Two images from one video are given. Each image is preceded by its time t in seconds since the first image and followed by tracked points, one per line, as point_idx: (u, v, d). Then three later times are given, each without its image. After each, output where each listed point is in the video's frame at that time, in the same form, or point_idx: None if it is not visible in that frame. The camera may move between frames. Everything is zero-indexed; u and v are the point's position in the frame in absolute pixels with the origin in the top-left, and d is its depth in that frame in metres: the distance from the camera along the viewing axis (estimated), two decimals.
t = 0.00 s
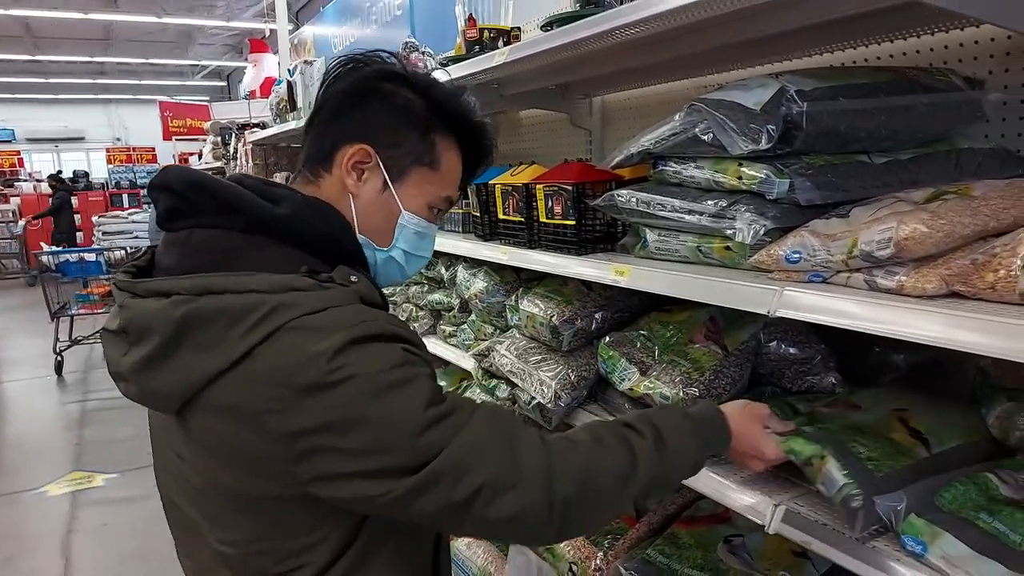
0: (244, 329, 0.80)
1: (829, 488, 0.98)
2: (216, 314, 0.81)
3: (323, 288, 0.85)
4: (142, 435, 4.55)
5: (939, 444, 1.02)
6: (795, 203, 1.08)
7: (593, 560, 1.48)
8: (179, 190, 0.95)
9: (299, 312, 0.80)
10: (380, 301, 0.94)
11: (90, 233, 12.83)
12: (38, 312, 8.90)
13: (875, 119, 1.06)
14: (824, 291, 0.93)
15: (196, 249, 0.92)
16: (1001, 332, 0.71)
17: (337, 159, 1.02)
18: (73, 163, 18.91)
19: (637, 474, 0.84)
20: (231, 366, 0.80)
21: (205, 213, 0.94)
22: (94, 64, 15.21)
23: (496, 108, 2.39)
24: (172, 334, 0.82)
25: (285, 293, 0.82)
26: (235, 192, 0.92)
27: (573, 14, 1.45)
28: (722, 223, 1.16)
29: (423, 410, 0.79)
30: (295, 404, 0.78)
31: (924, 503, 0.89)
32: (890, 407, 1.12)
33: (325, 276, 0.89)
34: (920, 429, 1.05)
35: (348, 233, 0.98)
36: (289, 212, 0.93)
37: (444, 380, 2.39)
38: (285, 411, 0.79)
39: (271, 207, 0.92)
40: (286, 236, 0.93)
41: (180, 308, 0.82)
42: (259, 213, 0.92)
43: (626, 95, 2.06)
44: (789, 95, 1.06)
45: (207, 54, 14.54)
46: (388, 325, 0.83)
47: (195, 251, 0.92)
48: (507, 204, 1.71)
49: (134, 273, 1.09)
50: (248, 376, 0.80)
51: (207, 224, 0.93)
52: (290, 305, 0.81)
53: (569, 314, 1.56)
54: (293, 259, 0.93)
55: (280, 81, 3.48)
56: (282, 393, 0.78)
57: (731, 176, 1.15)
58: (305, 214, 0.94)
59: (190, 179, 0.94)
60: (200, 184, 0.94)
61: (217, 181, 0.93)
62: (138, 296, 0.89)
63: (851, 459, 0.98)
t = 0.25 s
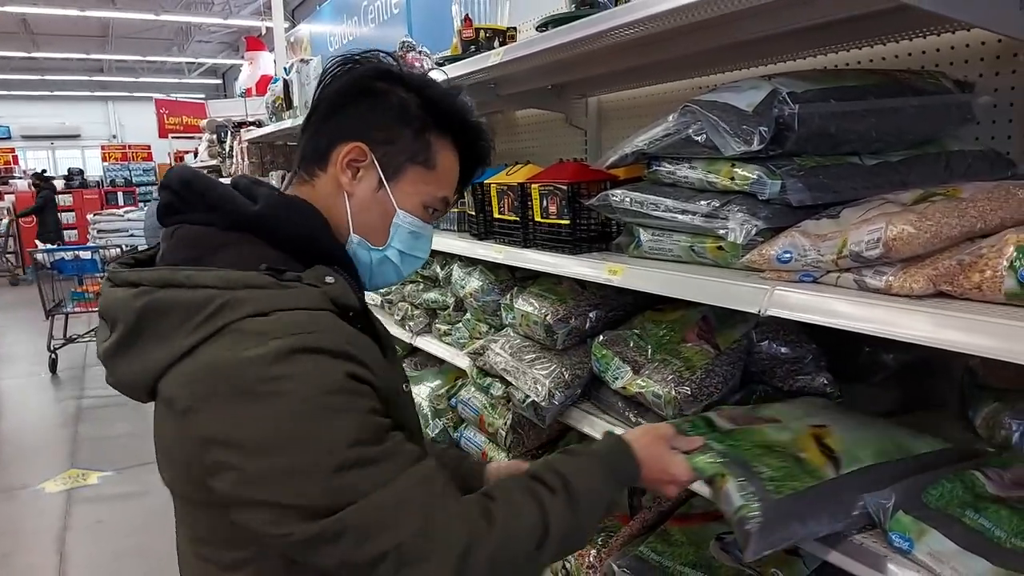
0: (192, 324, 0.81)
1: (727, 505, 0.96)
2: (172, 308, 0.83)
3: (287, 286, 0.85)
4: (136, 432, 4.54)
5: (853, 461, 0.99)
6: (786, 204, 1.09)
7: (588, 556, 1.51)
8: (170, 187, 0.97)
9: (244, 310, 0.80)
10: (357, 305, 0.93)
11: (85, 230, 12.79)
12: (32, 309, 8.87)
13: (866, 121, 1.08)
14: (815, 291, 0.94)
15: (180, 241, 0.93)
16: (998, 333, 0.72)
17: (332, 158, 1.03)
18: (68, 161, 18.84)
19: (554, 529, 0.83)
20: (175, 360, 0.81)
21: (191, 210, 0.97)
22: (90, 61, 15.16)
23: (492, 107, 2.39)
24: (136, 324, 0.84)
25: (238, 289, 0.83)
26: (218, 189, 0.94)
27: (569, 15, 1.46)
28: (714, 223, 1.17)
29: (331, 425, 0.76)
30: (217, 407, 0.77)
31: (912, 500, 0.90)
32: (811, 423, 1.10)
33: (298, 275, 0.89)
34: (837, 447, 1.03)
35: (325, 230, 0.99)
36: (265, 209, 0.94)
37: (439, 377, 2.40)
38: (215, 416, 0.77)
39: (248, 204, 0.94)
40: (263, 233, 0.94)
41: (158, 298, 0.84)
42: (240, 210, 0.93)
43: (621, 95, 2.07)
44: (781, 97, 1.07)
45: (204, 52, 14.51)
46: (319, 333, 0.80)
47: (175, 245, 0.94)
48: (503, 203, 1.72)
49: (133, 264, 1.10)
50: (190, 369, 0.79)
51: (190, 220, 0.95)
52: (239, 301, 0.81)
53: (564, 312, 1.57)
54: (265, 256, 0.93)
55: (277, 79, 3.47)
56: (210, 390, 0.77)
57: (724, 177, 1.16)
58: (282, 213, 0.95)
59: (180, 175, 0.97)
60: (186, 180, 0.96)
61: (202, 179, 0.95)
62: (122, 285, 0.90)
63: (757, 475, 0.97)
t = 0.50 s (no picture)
0: (156, 317, 0.89)
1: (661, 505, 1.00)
2: (149, 299, 0.92)
3: (248, 283, 0.91)
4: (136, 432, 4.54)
5: (791, 476, 1.00)
6: (783, 204, 1.11)
7: (586, 553, 1.51)
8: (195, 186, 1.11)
9: (194, 305, 0.86)
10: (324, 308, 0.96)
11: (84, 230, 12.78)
12: (32, 308, 8.87)
13: (862, 122, 1.08)
14: (810, 291, 0.95)
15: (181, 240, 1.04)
16: (997, 334, 0.72)
17: (328, 151, 1.04)
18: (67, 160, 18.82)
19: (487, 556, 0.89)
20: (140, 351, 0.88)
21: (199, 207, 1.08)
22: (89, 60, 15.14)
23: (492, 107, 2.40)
24: (125, 312, 0.95)
25: (195, 285, 0.89)
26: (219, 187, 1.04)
27: (569, 16, 1.47)
28: (711, 223, 1.18)
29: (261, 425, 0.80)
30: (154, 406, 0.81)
31: (905, 497, 0.91)
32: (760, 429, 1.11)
33: (264, 273, 0.94)
34: (778, 457, 1.03)
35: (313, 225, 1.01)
36: (241, 206, 0.99)
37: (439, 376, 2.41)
38: (156, 413, 0.81)
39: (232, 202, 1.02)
40: (237, 230, 1.01)
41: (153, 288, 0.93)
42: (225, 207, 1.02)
43: (621, 95, 2.07)
44: (778, 99, 1.08)
45: (203, 51, 14.49)
46: (258, 333, 0.85)
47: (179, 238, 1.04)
48: (502, 203, 1.73)
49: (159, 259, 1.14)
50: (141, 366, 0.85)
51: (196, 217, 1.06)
52: (194, 298, 0.87)
53: (563, 312, 1.58)
54: (236, 252, 0.99)
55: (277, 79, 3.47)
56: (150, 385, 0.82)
57: (721, 178, 1.17)
58: (258, 208, 0.99)
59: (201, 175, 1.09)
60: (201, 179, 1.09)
61: (213, 179, 1.07)
62: (125, 280, 0.99)
63: (691, 486, 0.98)
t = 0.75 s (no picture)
0: (171, 326, 0.90)
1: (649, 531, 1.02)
2: (162, 309, 0.93)
3: (262, 288, 0.91)
4: (138, 432, 4.56)
5: (781, 479, 1.01)
6: (781, 204, 1.12)
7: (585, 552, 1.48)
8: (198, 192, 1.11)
9: (208, 313, 0.87)
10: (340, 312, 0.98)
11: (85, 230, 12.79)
12: (34, 309, 8.89)
13: (860, 123, 1.09)
14: (808, 290, 0.96)
15: (189, 244, 1.04)
16: (997, 332, 0.73)
17: (327, 152, 1.06)
18: (67, 160, 18.83)
19: None
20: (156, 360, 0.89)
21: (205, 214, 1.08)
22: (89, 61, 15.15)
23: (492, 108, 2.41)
24: (140, 324, 0.96)
25: (208, 293, 0.90)
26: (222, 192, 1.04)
27: (568, 17, 1.48)
28: (710, 223, 1.19)
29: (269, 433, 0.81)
30: (166, 415, 0.83)
31: (902, 494, 0.93)
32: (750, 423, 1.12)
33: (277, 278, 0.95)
34: (768, 458, 1.05)
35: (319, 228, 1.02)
36: (250, 209, 1.00)
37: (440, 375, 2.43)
38: (167, 422, 0.82)
39: (239, 205, 1.02)
40: (248, 234, 1.02)
41: (164, 296, 0.94)
42: (232, 212, 1.02)
43: (620, 95, 2.08)
44: (776, 99, 1.09)
45: (203, 51, 14.50)
46: (270, 342, 0.86)
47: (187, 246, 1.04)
48: (502, 203, 1.74)
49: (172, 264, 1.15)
50: (155, 373, 0.86)
51: (203, 224, 1.07)
52: (207, 305, 0.88)
53: (563, 311, 1.59)
54: (248, 257, 0.99)
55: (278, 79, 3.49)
56: (163, 393, 0.83)
57: (720, 178, 1.18)
58: (269, 212, 0.99)
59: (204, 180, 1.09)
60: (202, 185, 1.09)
61: (213, 182, 1.06)
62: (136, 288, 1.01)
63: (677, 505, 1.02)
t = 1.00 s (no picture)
0: (226, 335, 0.86)
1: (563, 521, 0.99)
2: (207, 318, 0.89)
3: (322, 297, 0.87)
4: (137, 432, 4.57)
5: (699, 477, 0.96)
6: (776, 206, 1.13)
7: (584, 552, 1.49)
8: (223, 190, 1.05)
9: (274, 326, 0.83)
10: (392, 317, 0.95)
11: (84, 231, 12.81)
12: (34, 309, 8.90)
13: (855, 126, 1.11)
14: (802, 291, 0.98)
15: (219, 247, 0.99)
16: (989, 332, 0.74)
17: (366, 155, 1.05)
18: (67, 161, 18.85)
19: None
20: (212, 369, 0.86)
21: (236, 215, 1.03)
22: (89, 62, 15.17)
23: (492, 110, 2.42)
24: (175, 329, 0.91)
25: (267, 303, 0.86)
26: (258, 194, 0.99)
27: (567, 20, 1.49)
28: (708, 224, 1.20)
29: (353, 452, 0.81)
30: (241, 430, 0.82)
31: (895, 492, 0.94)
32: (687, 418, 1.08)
33: (334, 286, 0.92)
34: (693, 454, 1.00)
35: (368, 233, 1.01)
36: (298, 215, 0.95)
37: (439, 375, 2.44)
38: (239, 437, 0.82)
39: (286, 211, 0.97)
40: (294, 241, 0.98)
41: (215, 305, 0.88)
42: (276, 216, 0.97)
43: (619, 98, 2.10)
44: (772, 102, 1.10)
45: (203, 53, 14.53)
46: (345, 357, 0.83)
47: (217, 250, 0.99)
48: (501, 204, 1.75)
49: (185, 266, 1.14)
50: (221, 385, 0.84)
51: (234, 224, 1.01)
52: (270, 316, 0.84)
53: (561, 312, 1.60)
54: (298, 265, 0.96)
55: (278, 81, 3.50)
56: (237, 408, 0.82)
57: (717, 180, 1.19)
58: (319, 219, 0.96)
59: (233, 178, 1.04)
60: (234, 184, 1.03)
61: (248, 184, 1.01)
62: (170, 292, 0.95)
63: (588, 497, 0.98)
